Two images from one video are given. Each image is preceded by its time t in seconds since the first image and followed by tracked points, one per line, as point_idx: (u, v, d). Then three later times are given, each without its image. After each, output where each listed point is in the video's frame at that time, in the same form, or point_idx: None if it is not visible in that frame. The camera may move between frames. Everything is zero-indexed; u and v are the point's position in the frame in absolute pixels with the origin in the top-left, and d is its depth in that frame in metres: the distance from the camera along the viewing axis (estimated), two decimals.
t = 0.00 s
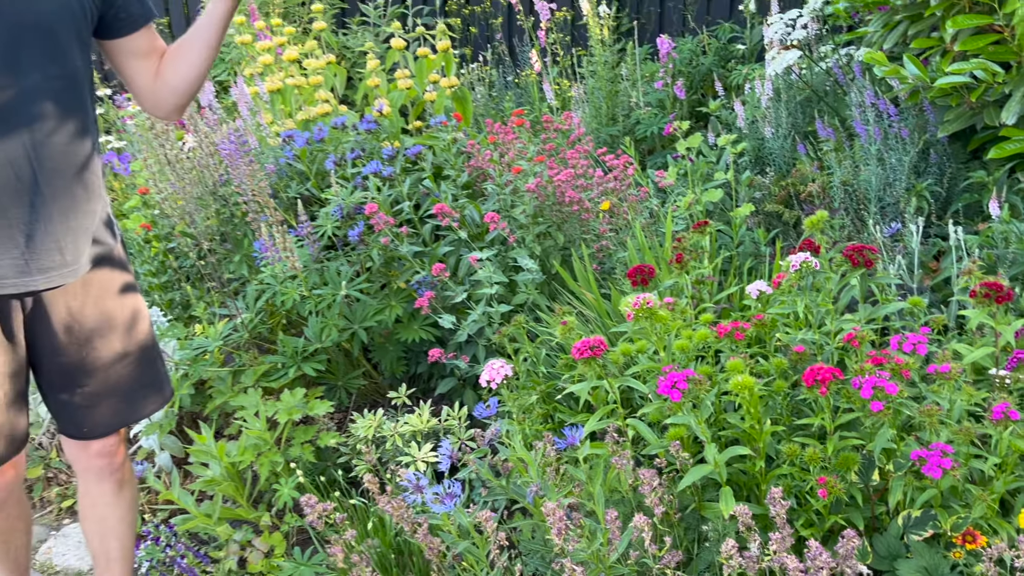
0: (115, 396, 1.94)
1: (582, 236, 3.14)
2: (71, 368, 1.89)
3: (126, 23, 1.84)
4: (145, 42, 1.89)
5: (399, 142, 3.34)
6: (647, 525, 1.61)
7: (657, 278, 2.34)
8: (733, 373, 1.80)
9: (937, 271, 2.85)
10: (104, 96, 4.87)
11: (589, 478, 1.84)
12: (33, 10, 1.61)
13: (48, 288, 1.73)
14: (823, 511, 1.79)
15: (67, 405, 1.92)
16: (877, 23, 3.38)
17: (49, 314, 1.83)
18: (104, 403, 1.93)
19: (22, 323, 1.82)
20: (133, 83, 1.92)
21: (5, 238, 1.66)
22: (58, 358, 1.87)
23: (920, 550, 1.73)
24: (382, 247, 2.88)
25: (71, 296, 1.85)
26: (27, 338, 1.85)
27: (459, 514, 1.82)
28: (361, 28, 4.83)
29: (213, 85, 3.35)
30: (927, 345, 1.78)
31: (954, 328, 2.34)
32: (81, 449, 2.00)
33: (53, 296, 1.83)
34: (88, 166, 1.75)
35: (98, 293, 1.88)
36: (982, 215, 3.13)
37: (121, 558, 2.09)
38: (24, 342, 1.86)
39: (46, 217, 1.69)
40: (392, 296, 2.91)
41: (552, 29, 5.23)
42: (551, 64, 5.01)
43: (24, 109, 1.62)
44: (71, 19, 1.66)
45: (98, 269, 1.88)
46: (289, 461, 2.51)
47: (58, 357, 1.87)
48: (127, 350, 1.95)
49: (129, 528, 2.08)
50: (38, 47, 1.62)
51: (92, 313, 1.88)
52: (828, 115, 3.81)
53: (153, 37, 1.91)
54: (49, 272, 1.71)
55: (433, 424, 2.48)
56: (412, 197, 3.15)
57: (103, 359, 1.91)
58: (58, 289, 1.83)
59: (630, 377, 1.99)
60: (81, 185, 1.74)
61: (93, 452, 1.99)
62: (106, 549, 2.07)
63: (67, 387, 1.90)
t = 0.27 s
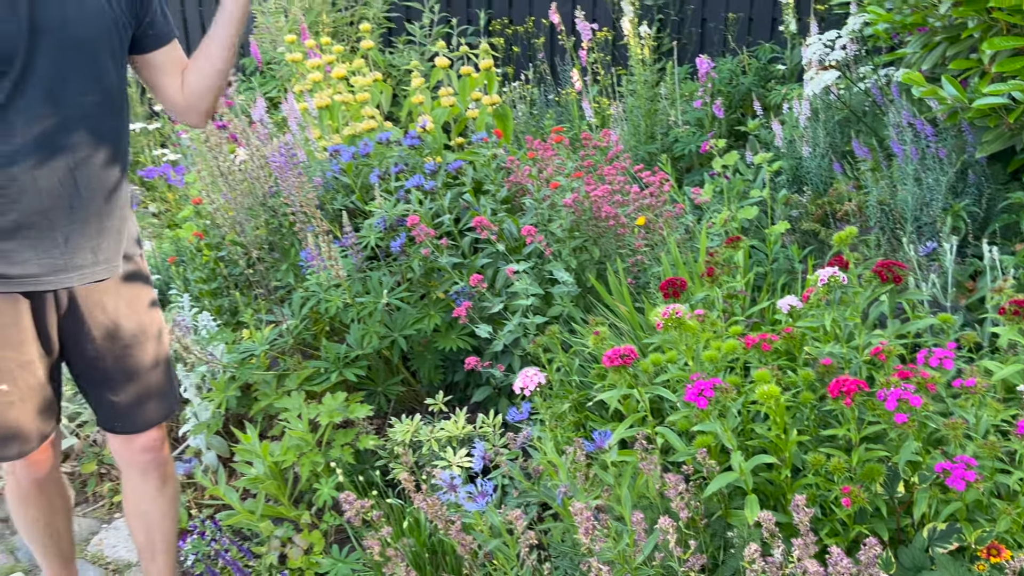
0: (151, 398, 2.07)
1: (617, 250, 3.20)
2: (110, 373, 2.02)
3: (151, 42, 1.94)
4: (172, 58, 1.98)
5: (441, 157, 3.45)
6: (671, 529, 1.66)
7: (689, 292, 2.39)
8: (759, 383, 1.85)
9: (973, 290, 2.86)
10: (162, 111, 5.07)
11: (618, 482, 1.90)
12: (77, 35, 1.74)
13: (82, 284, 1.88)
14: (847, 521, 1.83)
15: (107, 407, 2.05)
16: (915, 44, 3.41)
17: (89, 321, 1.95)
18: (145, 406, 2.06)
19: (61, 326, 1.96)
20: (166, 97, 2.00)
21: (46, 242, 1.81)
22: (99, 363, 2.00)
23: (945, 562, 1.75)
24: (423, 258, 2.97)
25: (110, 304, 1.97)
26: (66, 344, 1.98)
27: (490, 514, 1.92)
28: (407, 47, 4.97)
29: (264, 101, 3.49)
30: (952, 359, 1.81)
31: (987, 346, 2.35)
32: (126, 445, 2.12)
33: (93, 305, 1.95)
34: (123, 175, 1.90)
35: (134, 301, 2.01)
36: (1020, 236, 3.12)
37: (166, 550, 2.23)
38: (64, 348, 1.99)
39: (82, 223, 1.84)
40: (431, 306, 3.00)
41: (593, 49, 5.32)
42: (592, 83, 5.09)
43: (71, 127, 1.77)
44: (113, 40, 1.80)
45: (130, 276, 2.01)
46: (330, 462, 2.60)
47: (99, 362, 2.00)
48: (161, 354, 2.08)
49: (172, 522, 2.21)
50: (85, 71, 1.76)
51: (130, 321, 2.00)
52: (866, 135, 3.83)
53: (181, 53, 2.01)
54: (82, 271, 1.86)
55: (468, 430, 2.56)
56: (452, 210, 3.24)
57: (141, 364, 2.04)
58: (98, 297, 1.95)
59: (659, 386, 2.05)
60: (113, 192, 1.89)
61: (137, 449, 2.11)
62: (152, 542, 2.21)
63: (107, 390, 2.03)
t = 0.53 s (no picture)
0: (189, 399, 2.19)
1: (653, 265, 3.26)
2: (152, 374, 2.13)
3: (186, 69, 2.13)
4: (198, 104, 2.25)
5: (482, 173, 3.55)
6: (695, 532, 1.71)
7: (720, 305, 2.45)
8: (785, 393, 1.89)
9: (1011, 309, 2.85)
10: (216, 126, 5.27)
11: (645, 487, 1.95)
12: (128, 55, 1.88)
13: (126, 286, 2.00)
14: (872, 531, 1.86)
15: (148, 407, 2.16)
16: (954, 65, 3.42)
17: (133, 324, 2.06)
18: (184, 407, 2.18)
19: (105, 327, 2.06)
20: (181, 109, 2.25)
21: (93, 246, 1.92)
22: (140, 364, 2.12)
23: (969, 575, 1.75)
24: (463, 269, 3.07)
25: (153, 308, 2.08)
26: (110, 345, 2.08)
27: (519, 515, 2.00)
28: (452, 66, 5.10)
29: (314, 117, 3.63)
30: (978, 373, 1.83)
31: (1019, 364, 2.36)
32: (169, 439, 2.24)
33: (136, 309, 2.05)
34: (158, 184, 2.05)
35: (174, 307, 2.13)
36: None
37: (207, 539, 2.36)
38: (109, 349, 2.09)
39: (124, 228, 1.96)
40: (469, 316, 3.08)
41: (635, 69, 5.40)
42: (633, 102, 5.16)
43: (121, 138, 1.90)
44: (155, 60, 1.95)
45: (167, 282, 2.12)
46: (369, 464, 2.69)
47: (141, 363, 2.11)
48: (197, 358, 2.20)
49: (213, 512, 2.34)
50: (134, 87, 1.91)
51: (170, 326, 2.12)
52: (906, 155, 3.83)
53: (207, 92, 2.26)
54: (125, 273, 1.98)
55: (502, 436, 2.63)
56: (491, 224, 3.33)
57: (181, 367, 2.16)
58: (140, 302, 2.06)
59: (688, 395, 2.10)
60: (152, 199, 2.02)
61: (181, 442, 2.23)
62: (195, 531, 2.34)
63: (147, 390, 2.15)
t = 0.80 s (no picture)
0: (234, 393, 2.30)
1: (681, 279, 3.32)
2: (198, 367, 2.26)
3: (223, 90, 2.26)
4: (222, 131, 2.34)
5: (515, 187, 3.65)
6: (710, 532, 1.77)
7: (743, 316, 2.50)
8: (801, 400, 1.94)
9: None
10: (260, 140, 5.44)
11: (664, 489, 2.01)
12: (178, 72, 2.00)
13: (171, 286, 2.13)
14: (886, 538, 1.89)
15: (194, 399, 2.28)
16: (986, 84, 3.44)
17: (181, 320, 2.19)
18: (231, 403, 2.29)
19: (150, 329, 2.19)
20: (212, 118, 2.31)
21: (140, 249, 2.06)
22: (187, 359, 2.25)
23: None
24: (494, 279, 3.16)
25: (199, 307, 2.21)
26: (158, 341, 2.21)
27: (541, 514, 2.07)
28: (489, 83, 5.22)
29: (354, 132, 3.77)
30: (992, 385, 1.86)
31: None
32: (220, 433, 2.32)
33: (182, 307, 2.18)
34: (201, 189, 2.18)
35: (218, 307, 2.26)
36: None
37: (253, 534, 2.40)
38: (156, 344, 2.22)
39: (169, 232, 2.09)
40: (499, 325, 3.17)
41: (670, 87, 5.47)
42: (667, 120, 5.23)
43: (168, 150, 2.03)
44: (202, 75, 2.07)
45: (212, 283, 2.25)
46: (399, 466, 2.78)
47: (186, 357, 2.24)
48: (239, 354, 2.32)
49: (259, 508, 2.39)
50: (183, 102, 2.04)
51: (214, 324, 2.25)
52: (938, 174, 3.85)
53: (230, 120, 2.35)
54: (170, 275, 2.11)
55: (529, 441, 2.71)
56: (523, 236, 3.43)
57: (226, 366, 2.28)
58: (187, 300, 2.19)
59: (708, 403, 2.16)
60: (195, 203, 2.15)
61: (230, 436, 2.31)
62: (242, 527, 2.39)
63: (193, 384, 2.27)
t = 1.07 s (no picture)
0: (301, 394, 2.30)
1: (708, 293, 3.37)
2: (263, 371, 2.29)
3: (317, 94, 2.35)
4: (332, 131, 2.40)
5: (546, 201, 3.73)
6: (726, 534, 1.82)
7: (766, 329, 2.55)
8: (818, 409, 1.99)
9: None
10: (300, 155, 5.61)
11: (683, 494, 2.06)
12: (244, 93, 2.09)
13: (232, 295, 2.20)
14: (901, 546, 1.93)
15: (260, 401, 2.32)
16: (1015, 103, 3.46)
17: (245, 327, 2.24)
18: (296, 405, 2.30)
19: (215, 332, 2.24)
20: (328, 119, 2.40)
21: (206, 259, 2.15)
22: (252, 363, 2.29)
23: None
24: (523, 290, 3.24)
25: (263, 312, 2.24)
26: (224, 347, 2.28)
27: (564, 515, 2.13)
28: (524, 101, 5.33)
29: (391, 148, 3.89)
30: (1007, 397, 1.89)
31: None
32: (291, 435, 2.34)
33: (245, 314, 2.23)
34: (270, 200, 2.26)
35: (281, 308, 2.27)
36: None
37: (348, 534, 2.36)
38: (221, 350, 2.28)
39: (233, 244, 2.18)
40: (528, 335, 3.25)
41: (702, 106, 5.53)
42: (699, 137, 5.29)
43: (233, 167, 2.12)
44: (270, 97, 2.16)
45: (279, 288, 2.28)
46: (428, 470, 2.87)
47: (250, 362, 2.29)
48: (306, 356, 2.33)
49: (349, 508, 2.36)
50: (249, 120, 2.12)
51: (278, 328, 2.27)
52: (968, 192, 3.86)
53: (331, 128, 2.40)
54: (232, 284, 2.19)
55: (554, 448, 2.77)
56: (553, 250, 3.51)
57: (289, 368, 2.30)
58: (252, 306, 2.23)
59: (728, 412, 2.21)
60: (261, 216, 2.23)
61: (300, 439, 2.31)
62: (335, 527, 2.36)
63: (259, 387, 2.31)
